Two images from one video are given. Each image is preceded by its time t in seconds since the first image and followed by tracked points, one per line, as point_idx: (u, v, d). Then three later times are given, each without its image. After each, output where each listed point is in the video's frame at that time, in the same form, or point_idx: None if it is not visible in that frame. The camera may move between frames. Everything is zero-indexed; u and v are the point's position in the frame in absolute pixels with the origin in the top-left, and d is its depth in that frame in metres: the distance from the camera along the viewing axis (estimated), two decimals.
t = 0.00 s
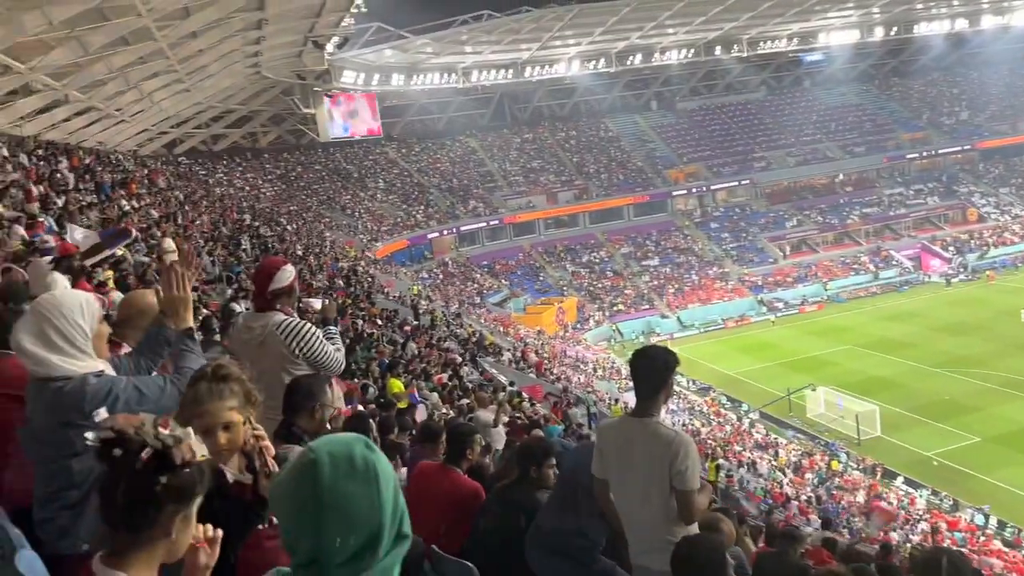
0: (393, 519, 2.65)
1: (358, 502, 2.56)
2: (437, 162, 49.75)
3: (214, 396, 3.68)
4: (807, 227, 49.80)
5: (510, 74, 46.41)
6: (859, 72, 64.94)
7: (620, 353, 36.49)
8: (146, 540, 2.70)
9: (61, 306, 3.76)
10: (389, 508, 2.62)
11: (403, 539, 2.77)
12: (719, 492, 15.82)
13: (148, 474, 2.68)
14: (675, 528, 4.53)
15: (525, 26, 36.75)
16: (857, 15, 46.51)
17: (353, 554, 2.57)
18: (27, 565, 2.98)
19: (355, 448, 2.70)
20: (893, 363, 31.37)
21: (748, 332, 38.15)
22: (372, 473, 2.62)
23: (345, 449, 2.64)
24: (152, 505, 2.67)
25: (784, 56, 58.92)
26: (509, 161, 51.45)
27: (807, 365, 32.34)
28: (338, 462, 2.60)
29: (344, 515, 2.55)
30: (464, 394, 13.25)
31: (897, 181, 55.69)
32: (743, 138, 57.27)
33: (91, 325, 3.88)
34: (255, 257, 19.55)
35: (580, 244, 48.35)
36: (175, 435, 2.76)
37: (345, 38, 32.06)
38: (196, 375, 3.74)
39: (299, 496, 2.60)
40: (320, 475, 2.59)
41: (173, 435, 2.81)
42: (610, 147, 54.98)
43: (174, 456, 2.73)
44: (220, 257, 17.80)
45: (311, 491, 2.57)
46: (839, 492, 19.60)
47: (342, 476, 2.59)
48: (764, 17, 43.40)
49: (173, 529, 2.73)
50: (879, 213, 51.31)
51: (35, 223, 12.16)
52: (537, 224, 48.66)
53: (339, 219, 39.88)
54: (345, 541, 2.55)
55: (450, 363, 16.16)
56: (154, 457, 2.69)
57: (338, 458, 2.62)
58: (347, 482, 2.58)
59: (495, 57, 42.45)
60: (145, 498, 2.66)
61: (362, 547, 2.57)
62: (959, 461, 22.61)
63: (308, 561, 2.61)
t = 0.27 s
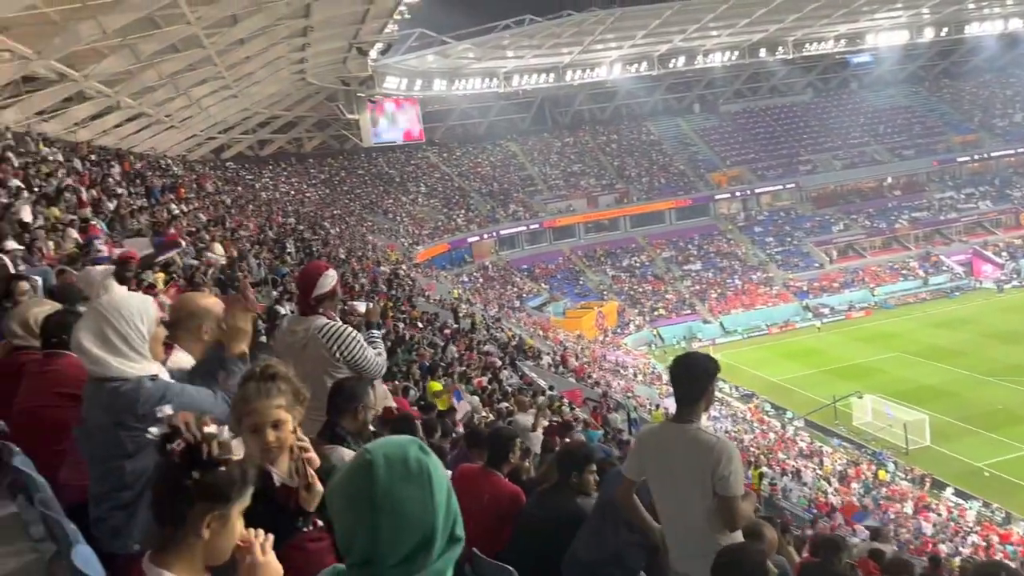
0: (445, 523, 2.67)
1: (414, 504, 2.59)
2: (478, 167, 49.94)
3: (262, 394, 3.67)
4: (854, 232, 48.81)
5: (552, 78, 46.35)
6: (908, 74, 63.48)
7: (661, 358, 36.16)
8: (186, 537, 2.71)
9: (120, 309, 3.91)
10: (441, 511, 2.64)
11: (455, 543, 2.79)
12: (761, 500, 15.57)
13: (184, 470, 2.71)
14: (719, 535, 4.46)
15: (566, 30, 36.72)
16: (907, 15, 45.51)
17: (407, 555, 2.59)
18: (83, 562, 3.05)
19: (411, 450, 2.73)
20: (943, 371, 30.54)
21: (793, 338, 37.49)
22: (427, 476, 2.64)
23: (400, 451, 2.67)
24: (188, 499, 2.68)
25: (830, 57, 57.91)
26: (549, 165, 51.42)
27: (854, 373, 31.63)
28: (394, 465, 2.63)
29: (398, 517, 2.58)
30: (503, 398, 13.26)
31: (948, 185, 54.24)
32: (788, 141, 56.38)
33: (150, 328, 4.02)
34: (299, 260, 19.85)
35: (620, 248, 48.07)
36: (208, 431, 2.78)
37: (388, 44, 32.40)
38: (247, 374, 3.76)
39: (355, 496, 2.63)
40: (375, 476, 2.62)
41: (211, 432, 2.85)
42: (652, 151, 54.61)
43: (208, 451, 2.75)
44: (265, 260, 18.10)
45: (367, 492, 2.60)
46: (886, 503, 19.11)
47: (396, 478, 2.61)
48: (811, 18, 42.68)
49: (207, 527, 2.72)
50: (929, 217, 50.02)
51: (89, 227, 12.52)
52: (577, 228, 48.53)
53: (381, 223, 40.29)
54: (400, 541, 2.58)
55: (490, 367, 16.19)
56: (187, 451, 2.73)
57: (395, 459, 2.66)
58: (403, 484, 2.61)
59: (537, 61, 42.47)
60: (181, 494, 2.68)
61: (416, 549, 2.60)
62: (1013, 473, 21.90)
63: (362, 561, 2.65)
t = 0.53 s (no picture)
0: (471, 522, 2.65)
1: (441, 498, 2.59)
2: (505, 170, 50.04)
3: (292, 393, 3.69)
4: (885, 236, 48.13)
5: (578, 81, 46.30)
6: (941, 76, 62.53)
7: (687, 363, 35.92)
8: (211, 536, 2.73)
9: (181, 311, 3.74)
10: (468, 506, 2.65)
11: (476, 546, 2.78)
12: (788, 506, 15.41)
13: (209, 469, 2.73)
14: (748, 541, 4.41)
15: (593, 33, 36.71)
16: (939, 17, 44.86)
17: (435, 550, 2.58)
18: (118, 560, 3.12)
19: (435, 450, 2.74)
20: (976, 378, 29.99)
21: (822, 344, 37.07)
22: (453, 472, 2.66)
23: (426, 449, 2.69)
24: (213, 497, 2.71)
25: (861, 60, 57.23)
26: (575, 169, 51.37)
27: (885, 379, 31.17)
28: (420, 460, 2.64)
29: (427, 512, 2.57)
30: (528, 401, 13.27)
31: (982, 189, 53.29)
32: (817, 144, 55.82)
33: (209, 331, 3.84)
34: (328, 262, 20.04)
35: (647, 252, 47.87)
36: (231, 430, 2.79)
37: (416, 48, 32.61)
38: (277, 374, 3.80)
39: (382, 493, 2.62)
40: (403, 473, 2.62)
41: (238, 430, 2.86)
42: (679, 154, 54.32)
43: (231, 449, 2.77)
44: (293, 262, 18.30)
45: (394, 489, 2.59)
46: (917, 512, 18.80)
47: (424, 474, 2.61)
48: (841, 20, 42.21)
49: (232, 526, 2.73)
50: (962, 221, 49.18)
51: (123, 230, 12.74)
52: (603, 232, 48.42)
53: (408, 226, 40.51)
54: (431, 536, 2.56)
55: (515, 371, 16.20)
56: (212, 450, 2.76)
57: (420, 457, 2.66)
58: (430, 479, 2.61)
59: (563, 64, 42.48)
60: (204, 493, 2.71)
61: (443, 544, 2.59)
62: None
63: (391, 561, 2.61)
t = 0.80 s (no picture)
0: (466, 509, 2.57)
1: (438, 489, 2.52)
2: (518, 174, 50.09)
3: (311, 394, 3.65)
4: (901, 240, 47.75)
5: (591, 85, 46.24)
6: (958, 79, 62.03)
7: (701, 366, 35.76)
8: (230, 537, 2.74)
9: (242, 311, 3.80)
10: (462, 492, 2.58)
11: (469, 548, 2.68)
12: (802, 511, 15.30)
13: (226, 470, 2.76)
14: (761, 546, 4.38)
15: (608, 36, 36.67)
16: (957, 19, 44.51)
17: (435, 540, 2.48)
18: (134, 560, 3.12)
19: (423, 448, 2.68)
20: (993, 384, 29.73)
21: (837, 348, 36.86)
22: (444, 464, 2.60)
23: (416, 444, 2.63)
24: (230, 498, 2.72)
25: (877, 63, 56.85)
26: (589, 172, 51.32)
27: (900, 384, 30.93)
28: (411, 453, 2.58)
29: (425, 504, 2.48)
30: (541, 404, 13.27)
31: (1000, 193, 52.79)
32: (833, 147, 55.51)
33: (267, 332, 3.87)
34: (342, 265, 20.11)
35: (660, 255, 47.74)
36: (251, 431, 2.90)
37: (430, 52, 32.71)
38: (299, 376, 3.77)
39: (374, 490, 2.52)
40: (396, 467, 2.54)
41: (256, 434, 2.92)
42: (693, 157, 54.13)
43: (249, 450, 2.81)
44: (308, 265, 18.39)
45: (387, 484, 2.50)
46: (933, 518, 18.60)
47: (417, 466, 2.55)
48: (857, 23, 41.95)
49: (249, 526, 2.74)
50: (979, 225, 48.74)
51: (140, 231, 12.84)
52: (616, 235, 48.36)
53: (421, 229, 40.60)
54: (430, 524, 2.48)
55: (528, 374, 16.20)
56: (231, 450, 2.83)
57: (411, 451, 2.60)
58: (424, 470, 2.54)
59: (577, 68, 42.45)
60: (223, 493, 2.72)
61: (442, 536, 2.50)
62: None
63: (390, 560, 2.49)
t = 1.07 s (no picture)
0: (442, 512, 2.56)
1: (414, 492, 2.51)
2: (519, 177, 50.13)
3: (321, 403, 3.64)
4: (902, 244, 47.70)
5: (593, 88, 46.27)
6: (959, 83, 62.06)
7: (702, 370, 35.72)
8: (229, 539, 2.75)
9: (269, 319, 4.04)
10: (440, 496, 2.57)
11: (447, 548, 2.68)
12: (803, 516, 15.25)
13: (233, 473, 2.75)
14: (762, 548, 4.37)
15: (610, 40, 36.75)
16: (958, 24, 44.59)
17: (414, 544, 2.47)
18: (131, 561, 3.14)
19: (398, 451, 2.66)
20: (995, 388, 29.68)
21: (838, 352, 36.86)
22: (419, 465, 2.59)
23: (390, 447, 2.61)
24: (236, 502, 2.72)
25: (878, 67, 56.92)
26: (590, 175, 51.34)
27: (901, 388, 30.89)
28: (387, 456, 2.56)
29: (402, 507, 2.47)
30: (542, 407, 13.27)
31: (1001, 197, 52.77)
32: (834, 152, 55.56)
33: (285, 343, 4.08)
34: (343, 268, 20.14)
35: (661, 259, 47.74)
36: (255, 436, 2.83)
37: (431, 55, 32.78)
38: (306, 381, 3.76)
39: (352, 495, 2.51)
40: (371, 472, 2.51)
41: (261, 437, 2.87)
42: (694, 161, 54.17)
43: (254, 456, 2.79)
44: (309, 268, 18.41)
45: (365, 489, 2.48)
46: (934, 523, 18.55)
47: (392, 468, 2.53)
48: (859, 27, 42.01)
49: (250, 530, 2.75)
50: (981, 230, 48.73)
51: (141, 233, 12.86)
52: (617, 239, 48.37)
53: (422, 232, 40.59)
54: (410, 528, 2.47)
55: (529, 377, 16.18)
56: (235, 454, 2.78)
57: (385, 454, 2.58)
58: (400, 472, 2.53)
59: (579, 71, 42.53)
60: (226, 497, 2.72)
61: (421, 538, 2.48)
62: None
63: (369, 565, 2.47)
